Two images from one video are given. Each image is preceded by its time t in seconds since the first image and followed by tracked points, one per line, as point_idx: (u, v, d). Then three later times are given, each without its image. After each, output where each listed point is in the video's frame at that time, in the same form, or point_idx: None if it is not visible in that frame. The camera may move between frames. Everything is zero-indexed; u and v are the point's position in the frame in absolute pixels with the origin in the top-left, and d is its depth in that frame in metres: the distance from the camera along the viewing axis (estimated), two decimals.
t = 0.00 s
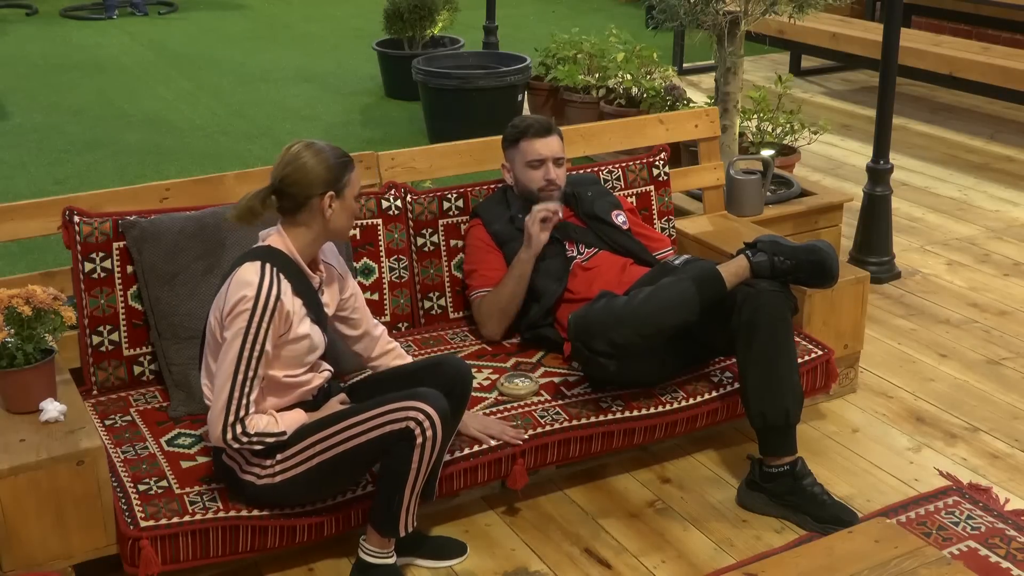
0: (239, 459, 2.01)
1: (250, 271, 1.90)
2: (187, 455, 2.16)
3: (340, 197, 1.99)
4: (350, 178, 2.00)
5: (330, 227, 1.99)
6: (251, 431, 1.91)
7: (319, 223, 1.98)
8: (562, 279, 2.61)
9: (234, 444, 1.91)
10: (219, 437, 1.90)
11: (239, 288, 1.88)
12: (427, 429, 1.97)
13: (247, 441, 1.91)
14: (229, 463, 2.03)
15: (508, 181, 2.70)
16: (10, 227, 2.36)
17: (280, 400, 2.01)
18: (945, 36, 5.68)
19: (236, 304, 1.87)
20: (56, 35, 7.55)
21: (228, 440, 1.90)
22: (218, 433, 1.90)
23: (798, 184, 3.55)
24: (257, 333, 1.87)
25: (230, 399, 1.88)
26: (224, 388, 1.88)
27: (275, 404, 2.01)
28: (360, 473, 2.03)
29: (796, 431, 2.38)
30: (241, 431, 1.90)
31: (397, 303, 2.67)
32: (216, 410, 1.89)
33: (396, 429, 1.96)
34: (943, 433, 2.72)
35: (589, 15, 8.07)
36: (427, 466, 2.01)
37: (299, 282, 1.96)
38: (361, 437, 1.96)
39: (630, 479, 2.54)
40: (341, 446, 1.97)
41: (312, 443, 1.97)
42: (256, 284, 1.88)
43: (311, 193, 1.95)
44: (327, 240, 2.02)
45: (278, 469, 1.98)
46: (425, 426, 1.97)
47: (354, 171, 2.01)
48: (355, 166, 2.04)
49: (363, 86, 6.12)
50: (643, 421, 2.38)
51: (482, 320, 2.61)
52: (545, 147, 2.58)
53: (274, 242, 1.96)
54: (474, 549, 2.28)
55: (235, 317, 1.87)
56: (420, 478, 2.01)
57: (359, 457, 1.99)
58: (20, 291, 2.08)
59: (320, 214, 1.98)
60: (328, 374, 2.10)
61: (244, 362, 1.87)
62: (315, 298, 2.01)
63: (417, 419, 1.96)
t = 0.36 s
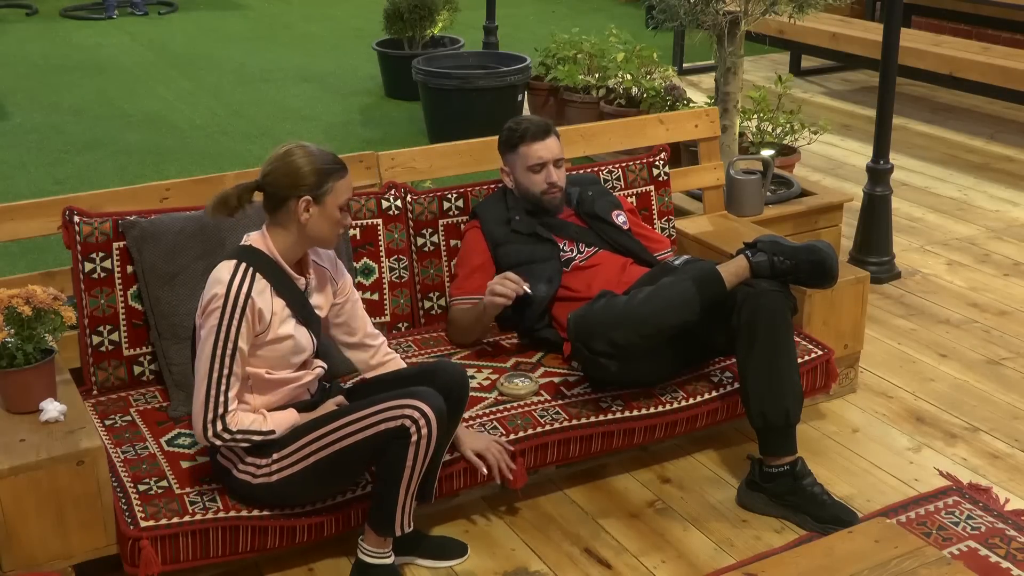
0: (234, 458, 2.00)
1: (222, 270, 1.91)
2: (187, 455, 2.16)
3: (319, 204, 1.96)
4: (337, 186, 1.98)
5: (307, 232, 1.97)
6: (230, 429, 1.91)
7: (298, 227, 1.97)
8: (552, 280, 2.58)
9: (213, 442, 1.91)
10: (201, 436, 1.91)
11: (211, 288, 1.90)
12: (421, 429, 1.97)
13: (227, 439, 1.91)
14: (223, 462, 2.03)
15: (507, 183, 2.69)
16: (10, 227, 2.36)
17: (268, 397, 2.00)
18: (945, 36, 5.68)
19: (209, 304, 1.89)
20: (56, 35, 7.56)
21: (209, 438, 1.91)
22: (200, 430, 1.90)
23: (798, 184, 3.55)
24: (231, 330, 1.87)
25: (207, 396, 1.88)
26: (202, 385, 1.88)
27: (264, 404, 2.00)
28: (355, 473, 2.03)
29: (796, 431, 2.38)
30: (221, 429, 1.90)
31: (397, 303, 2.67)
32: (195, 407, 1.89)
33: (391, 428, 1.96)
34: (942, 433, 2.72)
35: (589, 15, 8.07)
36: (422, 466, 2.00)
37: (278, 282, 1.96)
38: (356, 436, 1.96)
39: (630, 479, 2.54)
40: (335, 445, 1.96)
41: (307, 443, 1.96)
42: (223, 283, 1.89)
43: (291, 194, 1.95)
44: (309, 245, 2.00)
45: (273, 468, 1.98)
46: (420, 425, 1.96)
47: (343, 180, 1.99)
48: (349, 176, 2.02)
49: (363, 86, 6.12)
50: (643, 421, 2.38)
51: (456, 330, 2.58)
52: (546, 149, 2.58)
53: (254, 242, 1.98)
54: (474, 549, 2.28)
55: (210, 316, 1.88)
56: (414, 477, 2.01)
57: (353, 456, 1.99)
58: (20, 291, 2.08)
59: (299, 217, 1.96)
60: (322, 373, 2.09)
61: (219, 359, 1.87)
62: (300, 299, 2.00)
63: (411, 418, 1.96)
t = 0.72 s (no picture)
0: (234, 456, 2.01)
1: (229, 267, 1.91)
2: (187, 455, 2.16)
3: (329, 208, 1.96)
4: (352, 192, 1.99)
5: (313, 234, 1.98)
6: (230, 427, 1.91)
7: (308, 229, 1.97)
8: (554, 280, 2.59)
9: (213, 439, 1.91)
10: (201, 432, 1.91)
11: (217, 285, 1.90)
12: (418, 430, 1.97)
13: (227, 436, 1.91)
14: (223, 462, 2.03)
15: (505, 183, 2.69)
16: (10, 227, 2.36)
17: (269, 395, 2.01)
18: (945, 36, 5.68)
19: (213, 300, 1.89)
20: (56, 35, 7.56)
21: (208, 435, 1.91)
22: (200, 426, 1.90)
23: (798, 184, 3.55)
24: (233, 328, 1.87)
25: (209, 393, 1.88)
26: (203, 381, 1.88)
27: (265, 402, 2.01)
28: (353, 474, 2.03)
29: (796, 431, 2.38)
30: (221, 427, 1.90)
31: (397, 303, 2.67)
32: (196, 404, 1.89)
33: (389, 429, 1.96)
34: (943, 433, 2.72)
35: (589, 15, 8.07)
36: (419, 467, 2.00)
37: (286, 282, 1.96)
38: (353, 436, 1.96)
39: (629, 479, 2.54)
40: (333, 445, 1.96)
41: (306, 442, 1.96)
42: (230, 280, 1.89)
43: (301, 195, 1.95)
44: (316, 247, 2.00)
45: (271, 468, 1.99)
46: (417, 427, 1.96)
47: (357, 187, 1.99)
48: (364, 184, 2.02)
49: (363, 86, 6.12)
50: (643, 421, 2.38)
51: (455, 330, 2.57)
52: (543, 148, 2.58)
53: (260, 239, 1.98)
54: (474, 549, 2.28)
55: (213, 312, 1.88)
56: (411, 479, 2.01)
57: (352, 457, 1.99)
58: (20, 291, 2.08)
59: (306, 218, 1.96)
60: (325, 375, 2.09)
61: (223, 357, 1.87)
62: (308, 298, 2.01)
63: (408, 420, 1.96)
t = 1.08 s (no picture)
0: (246, 448, 2.01)
1: (264, 250, 1.93)
2: (188, 455, 2.16)
3: (317, 191, 2.00)
4: (344, 172, 2.01)
5: (309, 220, 2.01)
6: (262, 411, 1.91)
7: (302, 215, 2.02)
8: (554, 280, 2.59)
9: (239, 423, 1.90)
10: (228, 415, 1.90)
11: (251, 267, 1.91)
12: (434, 429, 1.98)
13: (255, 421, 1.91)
14: (232, 454, 2.04)
15: (505, 183, 2.69)
16: (10, 227, 2.36)
17: (293, 384, 2.01)
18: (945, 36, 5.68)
19: (249, 282, 1.90)
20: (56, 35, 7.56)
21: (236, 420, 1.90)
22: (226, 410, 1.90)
23: (798, 184, 3.55)
24: (268, 311, 1.88)
25: (240, 375, 1.88)
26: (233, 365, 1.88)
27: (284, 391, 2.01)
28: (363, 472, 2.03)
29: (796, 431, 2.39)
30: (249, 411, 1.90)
31: (397, 303, 2.67)
32: (226, 387, 1.89)
33: (403, 428, 1.96)
34: (942, 433, 2.72)
35: (589, 15, 8.07)
36: (430, 468, 2.01)
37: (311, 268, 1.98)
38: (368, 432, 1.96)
39: (630, 479, 2.54)
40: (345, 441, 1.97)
41: (315, 437, 1.97)
42: (268, 262, 1.91)
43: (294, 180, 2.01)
44: (320, 237, 2.03)
45: (279, 459, 1.99)
46: (433, 426, 1.97)
47: (349, 166, 2.01)
48: (360, 165, 2.03)
49: (363, 86, 6.12)
50: (643, 421, 2.38)
51: (455, 330, 2.57)
52: (541, 147, 2.58)
53: (280, 227, 2.00)
54: (474, 549, 2.28)
55: (248, 295, 1.89)
56: (421, 480, 2.01)
57: (362, 456, 1.99)
58: (20, 291, 2.08)
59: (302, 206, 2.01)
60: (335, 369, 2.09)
61: (259, 339, 1.88)
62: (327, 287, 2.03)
63: (426, 418, 1.97)
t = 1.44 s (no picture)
0: (252, 446, 2.01)
1: (273, 234, 1.94)
2: (187, 455, 2.16)
3: (313, 184, 2.00)
4: (337, 165, 2.00)
5: (307, 214, 2.02)
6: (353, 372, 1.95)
7: (301, 209, 2.03)
8: (554, 280, 2.58)
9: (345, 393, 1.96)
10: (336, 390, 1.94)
11: (266, 252, 1.92)
12: (441, 430, 1.98)
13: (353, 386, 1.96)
14: (234, 450, 2.03)
15: (505, 182, 2.69)
16: (10, 227, 2.36)
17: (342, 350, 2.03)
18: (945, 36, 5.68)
19: (271, 266, 1.91)
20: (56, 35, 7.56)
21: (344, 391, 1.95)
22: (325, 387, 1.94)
23: (798, 184, 3.55)
24: (307, 281, 1.91)
25: (319, 346, 1.91)
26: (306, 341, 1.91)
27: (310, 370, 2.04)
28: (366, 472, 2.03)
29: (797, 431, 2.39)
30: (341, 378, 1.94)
31: (397, 303, 2.67)
32: (312, 363, 1.92)
33: (409, 427, 1.97)
34: (942, 433, 2.72)
35: (590, 15, 8.07)
36: (434, 468, 2.01)
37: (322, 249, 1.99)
38: (373, 431, 1.97)
39: (630, 479, 2.54)
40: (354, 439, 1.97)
41: (323, 435, 1.98)
42: (281, 242, 1.92)
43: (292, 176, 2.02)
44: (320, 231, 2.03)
45: (284, 456, 2.00)
46: (440, 425, 1.98)
47: (345, 158, 2.01)
48: (355, 156, 2.03)
49: (363, 86, 6.12)
50: (643, 421, 2.38)
51: (455, 331, 2.57)
52: (541, 147, 2.58)
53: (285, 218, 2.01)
54: (474, 549, 2.28)
55: (278, 278, 1.90)
56: (426, 479, 2.01)
57: (367, 456, 1.99)
58: (20, 291, 2.08)
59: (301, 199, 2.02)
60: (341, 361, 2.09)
61: (314, 309, 1.91)
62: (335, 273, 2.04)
63: (432, 418, 1.97)
